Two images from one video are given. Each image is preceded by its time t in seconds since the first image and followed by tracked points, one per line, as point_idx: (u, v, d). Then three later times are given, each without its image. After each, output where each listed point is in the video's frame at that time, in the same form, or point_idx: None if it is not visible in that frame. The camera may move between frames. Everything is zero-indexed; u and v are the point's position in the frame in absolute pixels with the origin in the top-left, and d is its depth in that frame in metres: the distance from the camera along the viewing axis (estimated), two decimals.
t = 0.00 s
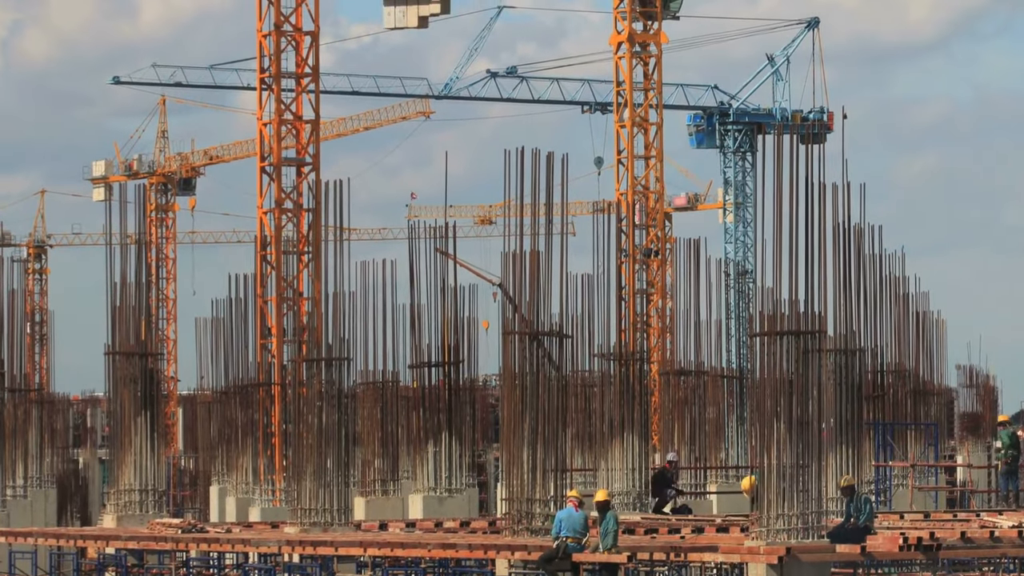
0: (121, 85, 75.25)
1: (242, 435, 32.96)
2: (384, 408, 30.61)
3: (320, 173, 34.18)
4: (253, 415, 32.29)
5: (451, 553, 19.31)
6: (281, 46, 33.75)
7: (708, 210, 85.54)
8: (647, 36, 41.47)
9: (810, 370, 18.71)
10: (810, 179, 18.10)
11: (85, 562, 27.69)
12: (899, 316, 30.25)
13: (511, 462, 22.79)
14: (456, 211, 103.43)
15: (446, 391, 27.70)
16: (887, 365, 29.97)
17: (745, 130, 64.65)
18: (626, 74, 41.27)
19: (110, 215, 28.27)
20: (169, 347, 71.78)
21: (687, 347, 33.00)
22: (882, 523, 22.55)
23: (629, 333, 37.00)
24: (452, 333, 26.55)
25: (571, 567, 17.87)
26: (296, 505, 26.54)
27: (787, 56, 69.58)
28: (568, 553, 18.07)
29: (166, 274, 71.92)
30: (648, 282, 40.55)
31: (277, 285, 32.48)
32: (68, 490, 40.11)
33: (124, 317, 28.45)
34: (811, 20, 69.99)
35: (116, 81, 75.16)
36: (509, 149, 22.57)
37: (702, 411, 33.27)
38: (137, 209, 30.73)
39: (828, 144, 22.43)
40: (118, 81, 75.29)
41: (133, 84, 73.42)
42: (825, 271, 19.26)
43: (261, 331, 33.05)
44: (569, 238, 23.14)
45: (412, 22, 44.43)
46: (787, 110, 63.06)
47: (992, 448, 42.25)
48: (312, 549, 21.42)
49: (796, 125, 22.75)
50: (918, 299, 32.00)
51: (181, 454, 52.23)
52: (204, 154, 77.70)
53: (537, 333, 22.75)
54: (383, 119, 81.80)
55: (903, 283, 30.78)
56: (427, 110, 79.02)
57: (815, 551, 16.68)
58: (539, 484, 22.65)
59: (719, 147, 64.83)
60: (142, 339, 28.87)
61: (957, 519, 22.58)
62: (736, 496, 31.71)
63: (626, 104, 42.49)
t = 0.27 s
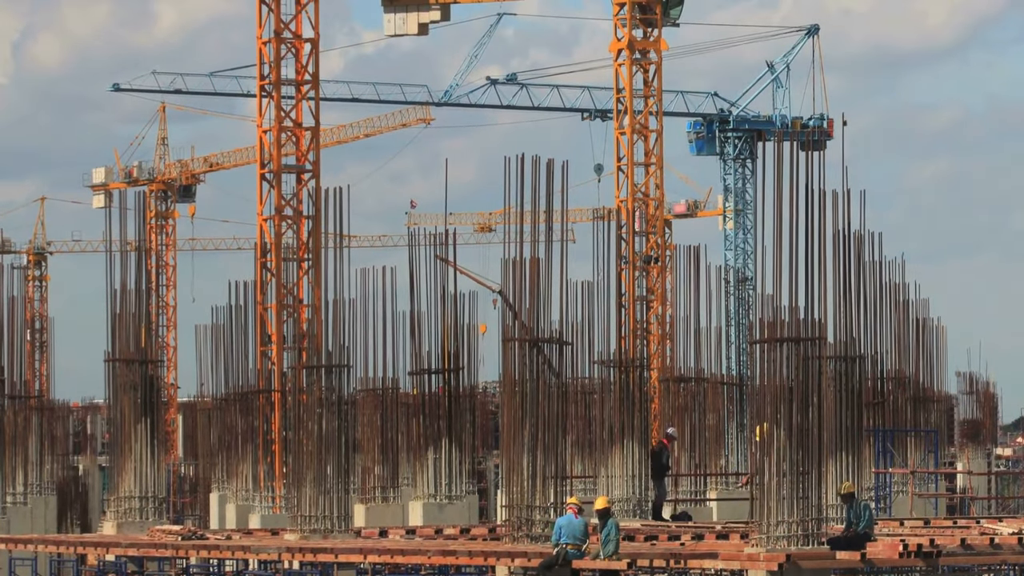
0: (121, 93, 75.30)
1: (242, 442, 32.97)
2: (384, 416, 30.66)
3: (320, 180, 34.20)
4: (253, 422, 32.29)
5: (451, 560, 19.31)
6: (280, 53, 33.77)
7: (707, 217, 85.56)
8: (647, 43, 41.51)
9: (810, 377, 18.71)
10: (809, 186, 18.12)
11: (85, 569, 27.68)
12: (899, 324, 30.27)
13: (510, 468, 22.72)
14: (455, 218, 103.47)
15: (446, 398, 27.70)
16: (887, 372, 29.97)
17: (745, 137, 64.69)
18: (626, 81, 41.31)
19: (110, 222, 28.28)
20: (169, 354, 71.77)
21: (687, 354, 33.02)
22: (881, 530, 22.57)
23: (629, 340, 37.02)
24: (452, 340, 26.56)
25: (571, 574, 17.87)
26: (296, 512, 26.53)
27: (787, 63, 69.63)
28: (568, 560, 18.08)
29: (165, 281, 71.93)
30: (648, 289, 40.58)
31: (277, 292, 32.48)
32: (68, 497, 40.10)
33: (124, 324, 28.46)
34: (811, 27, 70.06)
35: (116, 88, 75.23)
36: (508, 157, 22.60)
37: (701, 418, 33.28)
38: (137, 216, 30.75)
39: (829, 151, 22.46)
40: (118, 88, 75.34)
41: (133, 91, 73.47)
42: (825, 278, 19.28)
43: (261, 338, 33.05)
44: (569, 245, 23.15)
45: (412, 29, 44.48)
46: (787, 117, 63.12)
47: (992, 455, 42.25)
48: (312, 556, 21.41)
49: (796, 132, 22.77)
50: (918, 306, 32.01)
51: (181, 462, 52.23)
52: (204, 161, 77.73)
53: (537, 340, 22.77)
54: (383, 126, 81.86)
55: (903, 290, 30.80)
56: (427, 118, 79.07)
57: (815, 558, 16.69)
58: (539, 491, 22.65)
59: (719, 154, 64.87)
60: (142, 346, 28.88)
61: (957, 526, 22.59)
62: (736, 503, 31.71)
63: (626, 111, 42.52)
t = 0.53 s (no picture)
0: (121, 99, 75.33)
1: (242, 449, 32.97)
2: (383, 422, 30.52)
3: (320, 186, 34.21)
4: (253, 428, 32.29)
5: (451, 566, 19.31)
6: (280, 60, 33.80)
7: (708, 223, 85.56)
8: (647, 49, 41.54)
9: (810, 384, 18.72)
10: (808, 191, 18.14)
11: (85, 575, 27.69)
12: (899, 330, 30.27)
13: (510, 474, 22.73)
14: (455, 224, 103.49)
15: (446, 405, 27.72)
16: (887, 379, 29.98)
17: (745, 143, 64.72)
18: (626, 87, 41.33)
19: (110, 229, 28.31)
20: (169, 361, 71.78)
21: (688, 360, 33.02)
22: (882, 536, 22.53)
23: (629, 346, 37.04)
24: (452, 346, 26.57)
25: None
26: (296, 518, 26.55)
27: (787, 69, 69.66)
28: (568, 567, 18.04)
29: (166, 287, 71.97)
30: (648, 295, 40.60)
31: (277, 298, 32.48)
32: (68, 503, 40.10)
33: (124, 330, 28.48)
34: (811, 33, 70.10)
35: (116, 95, 75.27)
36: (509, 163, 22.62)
37: (701, 423, 33.27)
38: (137, 222, 30.78)
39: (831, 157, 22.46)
40: (119, 94, 75.38)
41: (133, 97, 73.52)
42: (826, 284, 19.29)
43: (261, 344, 33.05)
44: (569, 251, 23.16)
45: (412, 35, 44.52)
46: (787, 123, 63.17)
47: (992, 460, 42.24)
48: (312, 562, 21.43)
49: (796, 138, 22.76)
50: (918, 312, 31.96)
51: (181, 468, 52.23)
52: (204, 167, 77.77)
53: (537, 346, 22.79)
54: (383, 133, 81.90)
55: (903, 295, 30.80)
56: (427, 124, 79.09)
57: (815, 565, 16.68)
58: (539, 498, 22.66)
59: (719, 160, 64.89)
60: (142, 352, 28.90)
61: (957, 532, 22.60)
62: (737, 510, 31.72)
63: (626, 117, 42.55)
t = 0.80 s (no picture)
0: (121, 106, 75.37)
1: (242, 456, 32.98)
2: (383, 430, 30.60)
3: (320, 194, 34.24)
4: (253, 435, 32.30)
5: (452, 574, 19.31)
6: (281, 67, 33.83)
7: (708, 230, 85.57)
8: (648, 57, 41.59)
9: (810, 391, 18.73)
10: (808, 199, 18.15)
11: None
12: (899, 338, 30.26)
13: (511, 481, 22.79)
14: (455, 232, 103.52)
15: (446, 412, 27.72)
16: (887, 386, 29.97)
17: (745, 150, 64.76)
18: (626, 95, 41.37)
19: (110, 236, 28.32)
20: (169, 368, 71.77)
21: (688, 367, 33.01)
22: (881, 544, 22.51)
23: (629, 353, 37.08)
24: (452, 354, 26.58)
25: None
26: (296, 525, 26.54)
27: (788, 76, 69.71)
28: (568, 574, 18.07)
29: (166, 295, 71.97)
30: (648, 302, 40.64)
31: (278, 305, 32.48)
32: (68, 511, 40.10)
33: (124, 337, 28.48)
34: (811, 40, 70.15)
35: (116, 102, 75.31)
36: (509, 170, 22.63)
37: (702, 431, 33.28)
38: (137, 229, 30.79)
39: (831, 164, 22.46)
40: (119, 102, 75.43)
41: (133, 105, 73.58)
42: (826, 291, 19.29)
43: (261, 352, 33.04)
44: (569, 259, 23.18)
45: (412, 42, 44.59)
46: (787, 130, 63.21)
47: (992, 468, 42.24)
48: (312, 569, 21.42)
49: (796, 145, 22.76)
50: (918, 319, 31.95)
51: (181, 475, 52.23)
52: (204, 174, 77.82)
53: (537, 354, 22.82)
54: (383, 140, 81.95)
55: (903, 303, 30.81)
56: (427, 131, 79.13)
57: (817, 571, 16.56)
58: (539, 505, 22.68)
59: (719, 167, 64.92)
60: (142, 359, 28.90)
61: (957, 539, 22.61)
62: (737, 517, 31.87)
63: (626, 125, 42.59)
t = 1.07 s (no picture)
0: (121, 112, 75.42)
1: (242, 462, 32.96)
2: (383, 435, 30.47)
3: (320, 200, 34.24)
4: (253, 441, 32.29)
5: None
6: (280, 73, 33.85)
7: (708, 236, 85.61)
8: (647, 63, 41.61)
9: (811, 397, 18.73)
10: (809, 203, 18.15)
11: None
12: (899, 344, 30.25)
13: (511, 487, 22.77)
14: (455, 238, 103.53)
15: (446, 418, 27.72)
16: (887, 392, 29.95)
17: (745, 156, 64.78)
18: (626, 101, 41.39)
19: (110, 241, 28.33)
20: (169, 374, 71.74)
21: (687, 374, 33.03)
22: (882, 550, 22.47)
23: (630, 358, 37.09)
24: (452, 360, 26.58)
25: None
26: (296, 531, 26.55)
27: (787, 82, 69.76)
28: None
29: (166, 301, 71.98)
30: (648, 308, 40.65)
31: (277, 311, 32.49)
32: (68, 517, 40.08)
33: (124, 343, 28.48)
34: (811, 46, 70.19)
35: (116, 108, 75.34)
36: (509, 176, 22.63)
37: (702, 437, 33.28)
38: (137, 235, 30.80)
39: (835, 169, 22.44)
40: (119, 108, 75.48)
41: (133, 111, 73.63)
42: (827, 296, 19.32)
43: (261, 358, 33.03)
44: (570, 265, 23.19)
45: (412, 48, 44.63)
46: (787, 136, 63.24)
47: (992, 474, 42.22)
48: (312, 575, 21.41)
49: (796, 151, 22.76)
50: (918, 325, 31.95)
51: (181, 481, 52.22)
52: (204, 180, 77.84)
53: (537, 360, 22.84)
54: (383, 146, 81.97)
55: (903, 309, 30.80)
56: (427, 137, 79.15)
57: None
58: (539, 511, 22.69)
59: (719, 173, 64.96)
60: (142, 365, 28.91)
61: (957, 545, 22.61)
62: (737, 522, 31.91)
63: (626, 131, 42.61)
